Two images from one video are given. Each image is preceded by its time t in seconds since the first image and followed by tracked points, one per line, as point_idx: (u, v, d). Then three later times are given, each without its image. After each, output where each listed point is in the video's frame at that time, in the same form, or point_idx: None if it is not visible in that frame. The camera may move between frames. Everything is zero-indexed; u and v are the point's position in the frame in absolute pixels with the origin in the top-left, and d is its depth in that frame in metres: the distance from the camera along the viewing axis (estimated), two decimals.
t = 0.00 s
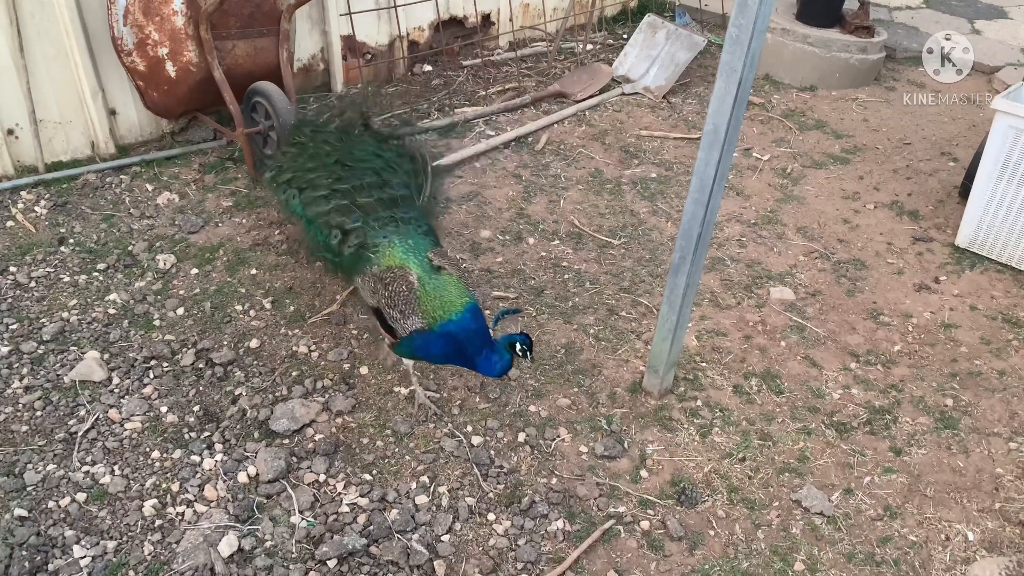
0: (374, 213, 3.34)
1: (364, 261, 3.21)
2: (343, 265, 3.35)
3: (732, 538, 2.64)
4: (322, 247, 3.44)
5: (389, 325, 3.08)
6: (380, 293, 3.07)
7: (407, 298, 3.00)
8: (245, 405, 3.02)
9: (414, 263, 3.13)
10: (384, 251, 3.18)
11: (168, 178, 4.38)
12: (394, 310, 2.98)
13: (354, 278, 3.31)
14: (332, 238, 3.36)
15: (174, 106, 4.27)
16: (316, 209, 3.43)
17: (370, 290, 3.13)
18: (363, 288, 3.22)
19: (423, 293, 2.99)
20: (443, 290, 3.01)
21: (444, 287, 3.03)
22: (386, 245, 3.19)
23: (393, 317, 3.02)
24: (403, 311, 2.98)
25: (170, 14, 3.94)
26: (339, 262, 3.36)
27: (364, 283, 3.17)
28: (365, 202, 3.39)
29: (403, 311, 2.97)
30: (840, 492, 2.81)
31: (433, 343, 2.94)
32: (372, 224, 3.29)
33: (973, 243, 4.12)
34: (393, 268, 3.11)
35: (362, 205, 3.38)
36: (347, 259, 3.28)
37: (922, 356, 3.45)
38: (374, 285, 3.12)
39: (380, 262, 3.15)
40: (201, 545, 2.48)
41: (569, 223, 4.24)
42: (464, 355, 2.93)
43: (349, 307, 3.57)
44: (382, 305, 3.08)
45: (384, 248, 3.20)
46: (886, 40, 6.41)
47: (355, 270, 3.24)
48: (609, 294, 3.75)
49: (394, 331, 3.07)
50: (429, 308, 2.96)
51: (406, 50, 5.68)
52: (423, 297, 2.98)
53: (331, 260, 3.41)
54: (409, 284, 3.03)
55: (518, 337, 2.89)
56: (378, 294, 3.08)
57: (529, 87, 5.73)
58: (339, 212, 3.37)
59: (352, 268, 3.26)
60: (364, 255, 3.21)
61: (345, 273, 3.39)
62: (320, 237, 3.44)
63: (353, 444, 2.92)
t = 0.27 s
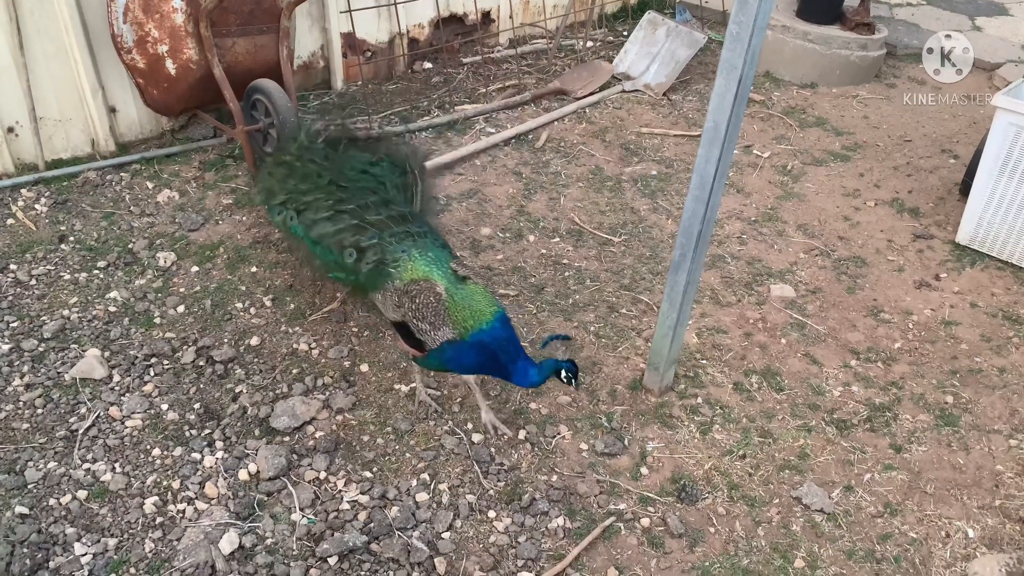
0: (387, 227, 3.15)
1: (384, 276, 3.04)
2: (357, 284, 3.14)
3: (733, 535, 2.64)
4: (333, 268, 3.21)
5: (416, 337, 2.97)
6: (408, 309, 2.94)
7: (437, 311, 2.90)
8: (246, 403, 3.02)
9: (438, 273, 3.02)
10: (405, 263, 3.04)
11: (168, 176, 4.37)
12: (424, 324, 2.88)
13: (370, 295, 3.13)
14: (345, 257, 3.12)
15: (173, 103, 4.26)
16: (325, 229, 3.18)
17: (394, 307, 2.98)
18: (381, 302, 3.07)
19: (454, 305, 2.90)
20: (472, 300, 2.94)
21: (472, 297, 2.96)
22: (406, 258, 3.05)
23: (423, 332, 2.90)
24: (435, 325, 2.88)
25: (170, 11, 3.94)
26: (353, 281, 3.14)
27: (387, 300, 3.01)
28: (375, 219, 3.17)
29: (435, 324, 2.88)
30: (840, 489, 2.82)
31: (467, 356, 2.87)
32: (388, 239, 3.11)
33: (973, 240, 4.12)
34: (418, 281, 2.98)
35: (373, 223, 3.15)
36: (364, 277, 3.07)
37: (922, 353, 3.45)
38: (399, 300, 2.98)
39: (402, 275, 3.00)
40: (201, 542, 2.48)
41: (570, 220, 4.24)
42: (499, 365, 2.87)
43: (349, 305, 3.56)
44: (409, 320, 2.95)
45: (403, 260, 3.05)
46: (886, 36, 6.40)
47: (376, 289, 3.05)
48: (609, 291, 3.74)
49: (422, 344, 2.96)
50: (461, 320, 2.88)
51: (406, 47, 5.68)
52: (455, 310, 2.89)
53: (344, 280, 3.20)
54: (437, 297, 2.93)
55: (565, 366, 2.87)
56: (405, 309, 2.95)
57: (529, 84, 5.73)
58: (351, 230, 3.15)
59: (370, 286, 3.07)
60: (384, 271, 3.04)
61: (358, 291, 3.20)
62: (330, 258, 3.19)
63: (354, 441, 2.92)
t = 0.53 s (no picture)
0: (417, 232, 3.11)
1: (418, 281, 2.95)
2: (385, 290, 3.04)
3: (733, 530, 2.64)
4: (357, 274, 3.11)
5: (453, 343, 2.87)
6: (447, 313, 2.85)
7: (478, 315, 2.83)
8: (247, 398, 3.02)
9: (475, 278, 2.97)
10: (440, 268, 2.97)
11: (169, 171, 4.37)
12: (466, 328, 2.80)
13: (399, 300, 3.01)
14: (374, 261, 3.03)
15: (174, 99, 4.26)
16: (350, 232, 3.11)
17: (430, 312, 2.88)
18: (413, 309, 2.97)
19: (497, 309, 2.84)
20: (512, 304, 2.89)
21: (511, 301, 2.92)
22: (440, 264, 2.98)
23: (463, 337, 2.82)
24: (478, 329, 2.81)
25: (170, 7, 3.93)
26: (380, 286, 3.05)
27: (422, 305, 2.90)
28: (401, 223, 3.14)
29: (477, 329, 2.80)
30: (841, 484, 2.82)
31: (509, 361, 2.82)
32: (420, 244, 3.06)
33: (975, 235, 4.12)
34: (457, 286, 2.91)
35: (399, 227, 3.12)
36: (396, 282, 2.98)
37: (923, 348, 3.45)
38: (436, 305, 2.88)
39: (439, 280, 2.92)
40: (203, 537, 2.49)
41: (570, 216, 4.24)
42: (542, 370, 2.82)
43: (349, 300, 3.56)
44: (446, 324, 2.85)
45: (438, 265, 2.98)
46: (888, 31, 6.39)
47: (409, 294, 2.95)
48: (610, 287, 3.74)
49: (459, 349, 2.87)
50: (505, 325, 2.83)
51: (406, 42, 5.67)
52: (498, 314, 2.84)
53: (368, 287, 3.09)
54: (478, 301, 2.87)
55: (604, 376, 2.75)
56: (443, 314, 2.85)
57: (529, 79, 5.72)
58: (377, 234, 3.08)
59: (402, 290, 2.97)
60: (418, 275, 2.96)
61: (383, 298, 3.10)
62: (354, 263, 3.10)
63: (355, 436, 2.93)
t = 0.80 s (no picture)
0: (431, 238, 3.01)
1: (441, 288, 2.85)
2: (406, 298, 2.95)
3: (734, 522, 2.65)
4: (374, 283, 3.04)
5: (482, 346, 2.80)
6: (475, 316, 2.77)
7: (507, 316, 2.77)
8: (249, 390, 3.03)
9: (497, 279, 2.90)
10: (461, 271, 2.89)
11: (170, 164, 4.37)
12: (498, 329, 2.74)
13: (421, 308, 2.92)
14: (391, 271, 2.96)
15: (174, 91, 4.25)
16: (361, 244, 3.04)
17: (457, 317, 2.80)
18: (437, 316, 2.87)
19: (526, 308, 2.79)
20: (538, 303, 2.85)
21: (536, 300, 2.87)
22: (461, 268, 2.90)
23: (494, 338, 2.75)
24: (509, 330, 2.74)
25: None
26: (400, 295, 2.97)
27: (447, 311, 2.81)
28: (413, 230, 3.05)
29: (510, 329, 2.74)
30: (841, 476, 2.82)
31: (540, 359, 2.79)
32: (436, 250, 2.97)
33: (976, 228, 4.11)
34: (481, 288, 2.83)
35: (410, 236, 3.03)
36: (417, 290, 2.90)
37: (924, 341, 3.45)
38: (462, 309, 2.80)
39: (462, 284, 2.84)
40: (206, 529, 2.50)
41: (571, 208, 4.23)
42: (574, 367, 2.81)
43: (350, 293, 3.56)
44: (475, 328, 2.78)
45: (458, 269, 2.90)
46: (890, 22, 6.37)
47: (433, 301, 2.85)
48: (611, 279, 3.74)
49: (491, 352, 2.80)
50: (534, 323, 2.78)
51: (407, 34, 5.65)
52: (527, 313, 2.78)
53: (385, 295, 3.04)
54: (505, 302, 2.80)
55: (636, 382, 2.80)
56: (472, 317, 2.77)
57: (530, 71, 5.70)
58: (391, 245, 3.00)
59: (424, 298, 2.88)
60: (440, 281, 2.87)
61: (403, 306, 3.02)
62: (370, 273, 3.03)
63: (356, 428, 2.93)
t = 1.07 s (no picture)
0: (441, 245, 2.90)
1: (455, 295, 2.74)
2: (420, 307, 2.85)
3: (734, 515, 2.66)
4: (387, 293, 2.94)
5: (502, 352, 2.68)
6: (493, 322, 2.64)
7: (526, 320, 2.64)
8: (250, 383, 3.03)
9: (513, 281, 2.76)
10: (475, 276, 2.75)
11: (170, 157, 4.37)
12: (518, 335, 2.61)
13: (437, 316, 2.81)
14: (402, 281, 2.87)
15: (174, 84, 4.25)
16: (368, 253, 2.98)
17: (474, 324, 2.68)
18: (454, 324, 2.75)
19: (544, 312, 2.66)
20: (556, 304, 2.71)
21: (554, 302, 2.74)
22: (474, 274, 2.77)
23: (514, 344, 2.63)
24: (529, 334, 2.62)
25: None
26: (414, 303, 2.87)
27: (463, 318, 2.69)
28: (419, 237, 2.97)
29: (529, 334, 2.62)
30: (841, 469, 2.83)
31: (561, 363, 2.67)
32: (447, 257, 2.85)
33: (977, 221, 4.10)
34: (497, 294, 2.69)
35: (418, 243, 2.95)
36: (431, 298, 2.80)
37: (925, 334, 3.45)
38: (479, 316, 2.67)
39: (477, 290, 2.71)
40: (207, 522, 2.51)
41: (572, 201, 4.23)
42: (593, 368, 2.71)
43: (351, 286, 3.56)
44: (493, 334, 2.65)
45: (472, 274, 2.77)
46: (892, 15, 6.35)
47: (448, 309, 2.73)
48: (612, 273, 3.74)
49: (511, 357, 2.67)
50: (554, 327, 2.65)
51: (407, 27, 5.64)
52: (546, 316, 2.66)
53: (398, 305, 2.94)
54: (523, 306, 2.67)
55: (646, 382, 2.76)
56: (489, 324, 2.65)
57: (531, 64, 5.69)
58: (399, 254, 2.93)
59: (439, 306, 2.77)
60: (454, 288, 2.75)
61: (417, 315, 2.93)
62: (380, 284, 2.95)
63: (357, 422, 2.94)
